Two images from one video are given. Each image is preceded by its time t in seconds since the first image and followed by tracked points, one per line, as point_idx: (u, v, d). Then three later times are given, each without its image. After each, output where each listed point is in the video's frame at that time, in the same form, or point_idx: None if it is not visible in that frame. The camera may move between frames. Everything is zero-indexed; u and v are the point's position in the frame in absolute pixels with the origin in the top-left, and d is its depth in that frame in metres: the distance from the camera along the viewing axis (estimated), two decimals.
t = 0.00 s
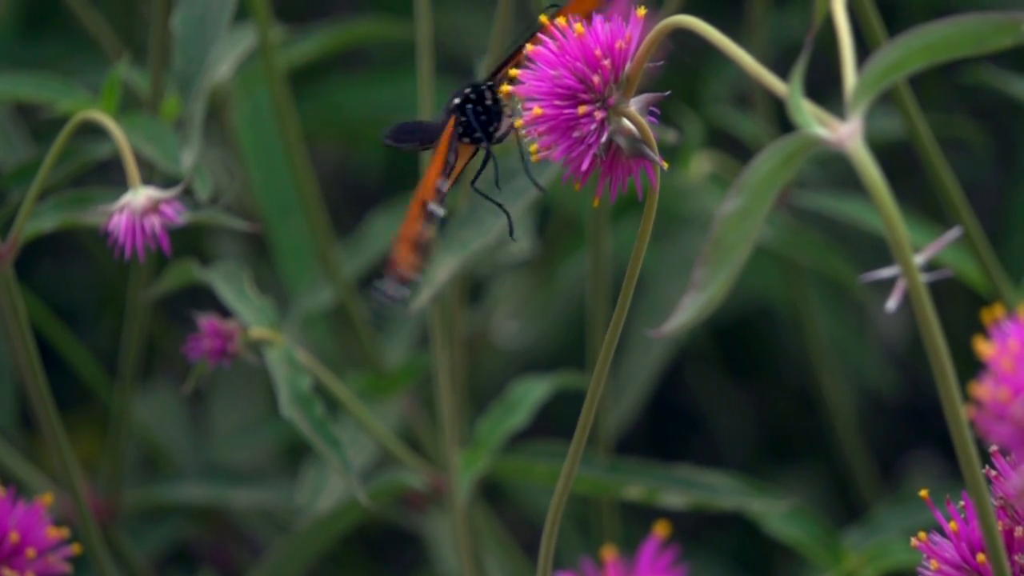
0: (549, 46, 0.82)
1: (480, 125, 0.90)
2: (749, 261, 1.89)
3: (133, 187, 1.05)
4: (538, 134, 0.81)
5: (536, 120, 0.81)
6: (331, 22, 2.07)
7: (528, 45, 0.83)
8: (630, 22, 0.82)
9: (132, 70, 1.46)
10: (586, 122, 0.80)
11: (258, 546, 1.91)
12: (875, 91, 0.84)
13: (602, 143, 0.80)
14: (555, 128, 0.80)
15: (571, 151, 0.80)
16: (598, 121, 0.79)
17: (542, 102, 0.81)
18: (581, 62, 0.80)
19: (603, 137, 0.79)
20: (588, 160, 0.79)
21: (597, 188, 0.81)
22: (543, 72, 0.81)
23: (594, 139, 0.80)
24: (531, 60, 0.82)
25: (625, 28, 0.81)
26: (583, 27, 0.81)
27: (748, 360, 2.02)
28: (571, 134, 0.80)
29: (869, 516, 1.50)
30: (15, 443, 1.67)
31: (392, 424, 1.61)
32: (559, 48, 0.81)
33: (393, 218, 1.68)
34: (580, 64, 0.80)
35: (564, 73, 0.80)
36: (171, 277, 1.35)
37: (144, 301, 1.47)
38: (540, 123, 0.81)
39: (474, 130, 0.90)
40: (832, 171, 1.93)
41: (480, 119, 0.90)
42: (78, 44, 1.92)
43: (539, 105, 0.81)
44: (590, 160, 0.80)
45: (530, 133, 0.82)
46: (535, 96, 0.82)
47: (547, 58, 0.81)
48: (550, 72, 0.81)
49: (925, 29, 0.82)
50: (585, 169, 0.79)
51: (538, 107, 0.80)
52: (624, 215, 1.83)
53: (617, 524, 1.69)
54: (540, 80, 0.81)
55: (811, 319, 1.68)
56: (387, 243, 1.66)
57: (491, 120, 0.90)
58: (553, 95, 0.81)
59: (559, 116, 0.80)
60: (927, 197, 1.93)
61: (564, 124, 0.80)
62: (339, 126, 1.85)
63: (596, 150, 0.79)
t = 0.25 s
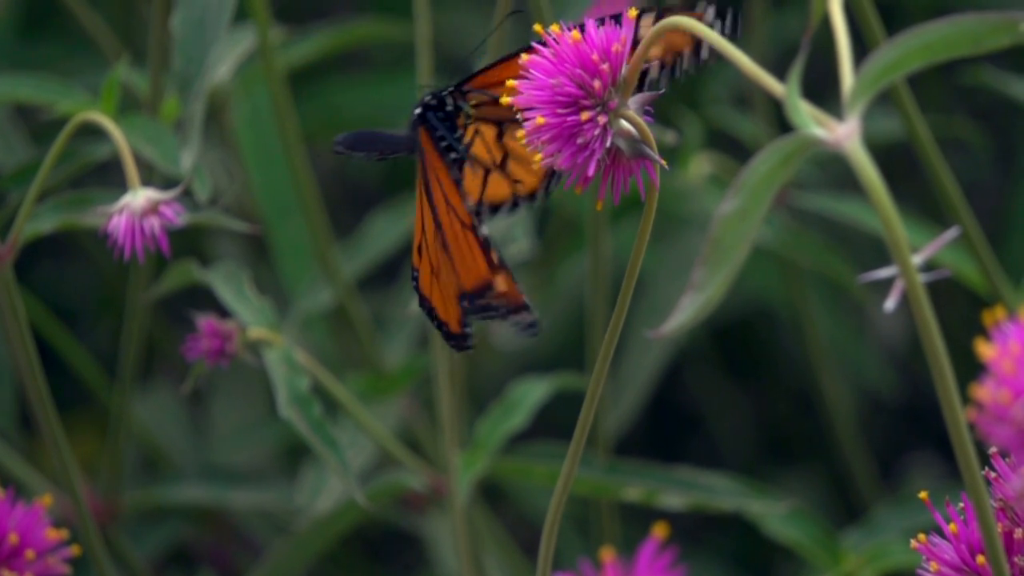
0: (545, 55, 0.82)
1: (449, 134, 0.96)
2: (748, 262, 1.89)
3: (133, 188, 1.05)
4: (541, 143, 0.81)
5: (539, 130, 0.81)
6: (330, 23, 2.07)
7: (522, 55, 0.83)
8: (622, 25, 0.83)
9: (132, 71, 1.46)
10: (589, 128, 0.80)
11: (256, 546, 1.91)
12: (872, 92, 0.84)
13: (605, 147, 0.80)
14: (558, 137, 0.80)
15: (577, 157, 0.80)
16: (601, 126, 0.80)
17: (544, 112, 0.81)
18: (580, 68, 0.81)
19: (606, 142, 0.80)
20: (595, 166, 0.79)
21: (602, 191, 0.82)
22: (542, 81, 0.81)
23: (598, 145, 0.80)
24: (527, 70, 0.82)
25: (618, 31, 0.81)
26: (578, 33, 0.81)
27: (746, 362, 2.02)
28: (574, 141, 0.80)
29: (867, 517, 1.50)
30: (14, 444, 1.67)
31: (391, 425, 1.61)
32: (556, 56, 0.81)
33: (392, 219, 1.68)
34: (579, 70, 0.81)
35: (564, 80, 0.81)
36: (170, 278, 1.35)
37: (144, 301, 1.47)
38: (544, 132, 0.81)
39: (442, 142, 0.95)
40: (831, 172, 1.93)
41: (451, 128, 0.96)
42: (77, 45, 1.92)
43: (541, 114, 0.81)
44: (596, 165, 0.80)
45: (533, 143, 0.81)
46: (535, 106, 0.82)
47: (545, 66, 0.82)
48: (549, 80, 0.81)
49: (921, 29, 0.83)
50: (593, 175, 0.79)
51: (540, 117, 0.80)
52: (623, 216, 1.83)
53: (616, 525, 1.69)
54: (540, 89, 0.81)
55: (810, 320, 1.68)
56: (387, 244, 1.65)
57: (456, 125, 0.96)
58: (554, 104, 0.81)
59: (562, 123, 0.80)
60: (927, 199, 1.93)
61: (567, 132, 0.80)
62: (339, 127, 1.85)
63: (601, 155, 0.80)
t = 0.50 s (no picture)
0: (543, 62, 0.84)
1: (418, 147, 1.00)
2: (748, 264, 1.89)
3: (132, 189, 1.05)
4: (542, 150, 0.83)
5: (540, 137, 0.83)
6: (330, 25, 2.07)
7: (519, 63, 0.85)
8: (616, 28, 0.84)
9: (132, 73, 1.46)
10: (589, 132, 0.81)
11: (256, 548, 1.91)
12: (869, 93, 0.85)
13: (607, 151, 0.81)
14: (559, 143, 0.82)
15: (579, 162, 0.82)
16: (602, 130, 0.81)
17: (544, 119, 0.83)
18: (578, 74, 0.82)
19: (607, 145, 0.81)
20: (598, 170, 0.81)
21: (604, 195, 0.83)
22: (540, 89, 0.83)
23: (599, 149, 0.82)
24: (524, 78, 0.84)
25: (613, 34, 0.83)
26: (574, 38, 0.83)
27: (746, 364, 2.02)
28: (576, 147, 0.82)
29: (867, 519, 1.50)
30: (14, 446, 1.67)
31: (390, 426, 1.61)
32: (553, 62, 0.83)
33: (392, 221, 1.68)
34: (576, 75, 0.82)
35: (563, 86, 0.82)
36: (170, 280, 1.35)
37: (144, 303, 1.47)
38: (545, 140, 0.82)
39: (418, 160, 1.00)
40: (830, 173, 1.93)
41: (422, 144, 1.01)
42: (77, 47, 1.92)
43: (541, 121, 0.83)
44: (597, 169, 0.82)
45: (534, 150, 0.83)
46: (535, 114, 0.83)
47: (542, 74, 0.84)
48: (547, 87, 0.83)
49: (919, 30, 0.83)
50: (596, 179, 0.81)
51: (541, 124, 0.82)
52: (622, 218, 1.83)
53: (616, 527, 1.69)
54: (539, 97, 0.83)
55: (809, 322, 1.68)
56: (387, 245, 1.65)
57: (426, 141, 1.01)
58: (554, 110, 0.83)
59: (563, 130, 0.82)
60: (927, 201, 1.93)
61: (568, 138, 0.82)
62: (338, 128, 1.85)
63: (602, 159, 0.81)
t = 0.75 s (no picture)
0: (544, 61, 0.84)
1: (409, 160, 1.10)
2: (747, 266, 1.89)
3: (132, 193, 1.06)
4: (538, 153, 0.84)
5: (536, 141, 0.84)
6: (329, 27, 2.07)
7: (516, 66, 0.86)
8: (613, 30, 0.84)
9: (131, 76, 1.46)
10: (584, 136, 0.82)
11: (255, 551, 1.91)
12: (866, 97, 0.84)
13: (602, 154, 0.82)
14: (555, 146, 0.83)
15: (574, 166, 0.83)
16: (597, 134, 0.82)
17: (540, 123, 0.84)
18: (574, 77, 0.83)
19: (602, 149, 0.82)
20: (592, 174, 0.82)
21: (601, 198, 0.83)
22: (536, 92, 0.84)
23: (595, 153, 0.82)
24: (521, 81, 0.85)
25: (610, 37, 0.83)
26: (570, 42, 0.83)
27: (746, 367, 2.02)
28: (571, 150, 0.83)
29: (866, 522, 1.50)
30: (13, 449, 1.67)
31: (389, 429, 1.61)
32: (549, 65, 0.84)
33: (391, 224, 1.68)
34: (572, 79, 0.83)
35: (558, 90, 0.83)
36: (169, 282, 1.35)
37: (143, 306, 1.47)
38: (541, 143, 0.84)
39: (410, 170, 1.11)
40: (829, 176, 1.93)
41: (411, 157, 1.10)
42: (77, 50, 1.92)
43: (537, 125, 0.84)
44: (593, 172, 0.82)
45: (530, 153, 0.84)
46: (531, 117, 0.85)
47: (538, 77, 0.84)
48: (542, 91, 0.84)
49: (916, 33, 0.83)
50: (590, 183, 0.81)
51: (536, 128, 0.83)
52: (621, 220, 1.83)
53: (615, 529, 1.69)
54: (534, 100, 0.84)
55: (809, 325, 1.68)
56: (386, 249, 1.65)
57: (417, 154, 1.09)
58: (549, 114, 0.84)
59: (558, 133, 0.83)
60: (926, 204, 1.93)
61: (563, 141, 0.83)
62: (337, 131, 1.85)
63: (596, 163, 0.82)
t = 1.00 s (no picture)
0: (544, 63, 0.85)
1: (410, 178, 1.13)
2: (746, 271, 1.89)
3: (132, 198, 1.08)
4: (532, 154, 0.84)
5: (529, 141, 0.84)
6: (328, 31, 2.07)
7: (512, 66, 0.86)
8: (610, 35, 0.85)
9: (130, 81, 1.46)
10: (578, 139, 0.82)
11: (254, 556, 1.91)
12: (863, 103, 0.86)
13: (595, 158, 0.82)
14: (548, 148, 0.83)
15: (566, 168, 0.83)
16: (590, 137, 0.82)
17: (534, 124, 0.84)
18: (569, 80, 0.83)
19: (595, 152, 0.82)
20: (584, 176, 0.82)
21: (594, 202, 0.83)
22: (531, 93, 0.84)
23: (588, 156, 0.82)
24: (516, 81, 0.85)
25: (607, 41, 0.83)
26: (567, 44, 0.83)
27: (745, 371, 2.02)
28: (564, 152, 0.83)
29: (865, 527, 1.50)
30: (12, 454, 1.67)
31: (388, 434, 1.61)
32: (545, 67, 0.84)
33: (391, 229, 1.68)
34: (567, 81, 0.83)
35: (553, 92, 0.83)
36: (168, 287, 1.35)
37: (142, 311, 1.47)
38: (534, 144, 0.84)
39: (409, 188, 1.14)
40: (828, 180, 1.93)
41: (412, 175, 1.13)
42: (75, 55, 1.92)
43: (531, 126, 0.84)
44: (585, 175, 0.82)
45: (524, 154, 0.84)
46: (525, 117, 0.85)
47: (534, 78, 0.84)
48: (538, 92, 0.84)
49: (912, 40, 0.85)
50: (582, 186, 0.81)
51: (531, 129, 0.83)
52: (620, 225, 1.83)
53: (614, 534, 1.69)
54: (529, 101, 0.84)
55: (808, 329, 1.68)
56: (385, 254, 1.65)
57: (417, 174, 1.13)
58: (543, 115, 0.84)
59: (552, 135, 0.83)
60: (925, 208, 1.93)
61: (558, 143, 0.83)
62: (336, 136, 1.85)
63: (589, 166, 0.82)
